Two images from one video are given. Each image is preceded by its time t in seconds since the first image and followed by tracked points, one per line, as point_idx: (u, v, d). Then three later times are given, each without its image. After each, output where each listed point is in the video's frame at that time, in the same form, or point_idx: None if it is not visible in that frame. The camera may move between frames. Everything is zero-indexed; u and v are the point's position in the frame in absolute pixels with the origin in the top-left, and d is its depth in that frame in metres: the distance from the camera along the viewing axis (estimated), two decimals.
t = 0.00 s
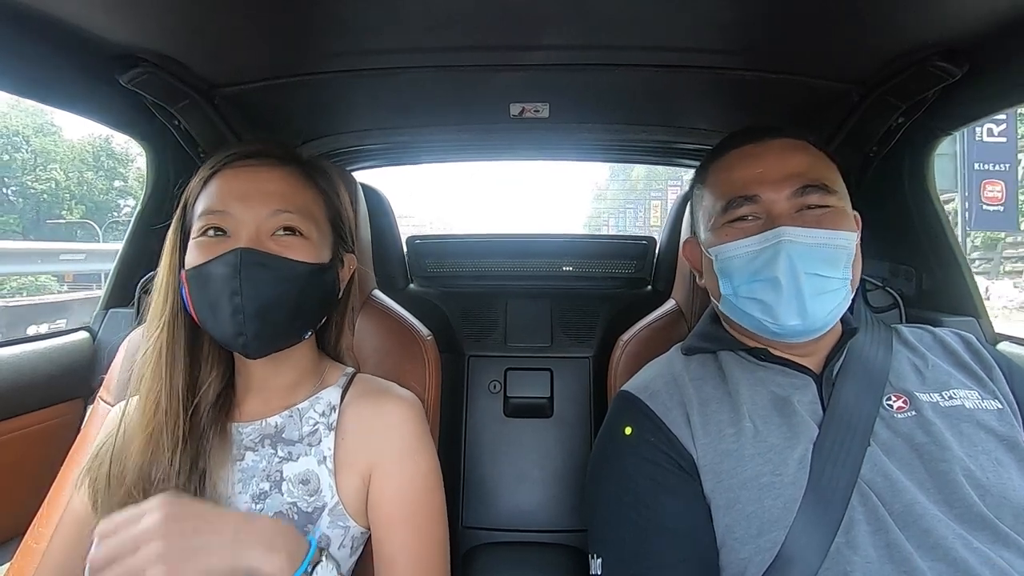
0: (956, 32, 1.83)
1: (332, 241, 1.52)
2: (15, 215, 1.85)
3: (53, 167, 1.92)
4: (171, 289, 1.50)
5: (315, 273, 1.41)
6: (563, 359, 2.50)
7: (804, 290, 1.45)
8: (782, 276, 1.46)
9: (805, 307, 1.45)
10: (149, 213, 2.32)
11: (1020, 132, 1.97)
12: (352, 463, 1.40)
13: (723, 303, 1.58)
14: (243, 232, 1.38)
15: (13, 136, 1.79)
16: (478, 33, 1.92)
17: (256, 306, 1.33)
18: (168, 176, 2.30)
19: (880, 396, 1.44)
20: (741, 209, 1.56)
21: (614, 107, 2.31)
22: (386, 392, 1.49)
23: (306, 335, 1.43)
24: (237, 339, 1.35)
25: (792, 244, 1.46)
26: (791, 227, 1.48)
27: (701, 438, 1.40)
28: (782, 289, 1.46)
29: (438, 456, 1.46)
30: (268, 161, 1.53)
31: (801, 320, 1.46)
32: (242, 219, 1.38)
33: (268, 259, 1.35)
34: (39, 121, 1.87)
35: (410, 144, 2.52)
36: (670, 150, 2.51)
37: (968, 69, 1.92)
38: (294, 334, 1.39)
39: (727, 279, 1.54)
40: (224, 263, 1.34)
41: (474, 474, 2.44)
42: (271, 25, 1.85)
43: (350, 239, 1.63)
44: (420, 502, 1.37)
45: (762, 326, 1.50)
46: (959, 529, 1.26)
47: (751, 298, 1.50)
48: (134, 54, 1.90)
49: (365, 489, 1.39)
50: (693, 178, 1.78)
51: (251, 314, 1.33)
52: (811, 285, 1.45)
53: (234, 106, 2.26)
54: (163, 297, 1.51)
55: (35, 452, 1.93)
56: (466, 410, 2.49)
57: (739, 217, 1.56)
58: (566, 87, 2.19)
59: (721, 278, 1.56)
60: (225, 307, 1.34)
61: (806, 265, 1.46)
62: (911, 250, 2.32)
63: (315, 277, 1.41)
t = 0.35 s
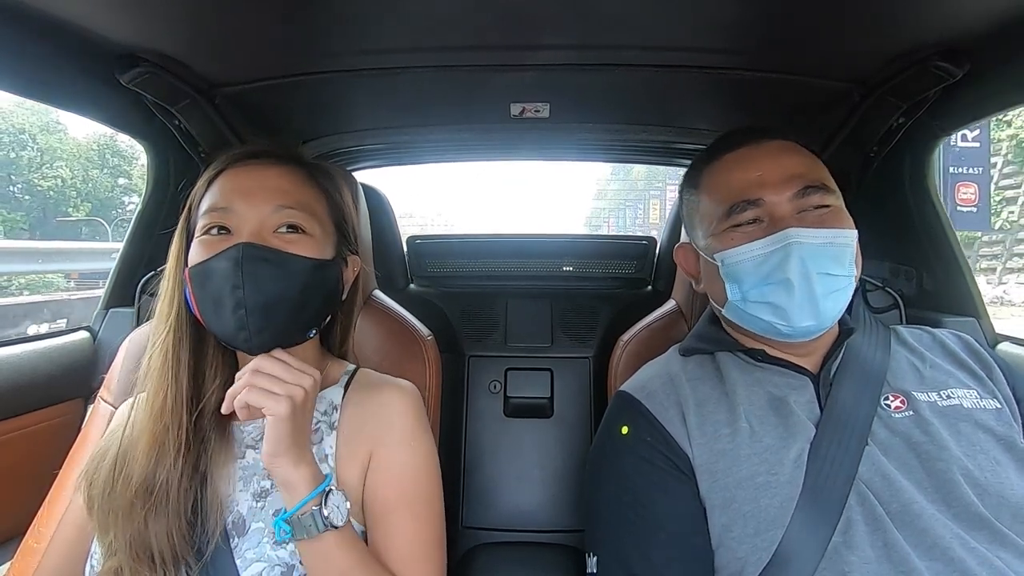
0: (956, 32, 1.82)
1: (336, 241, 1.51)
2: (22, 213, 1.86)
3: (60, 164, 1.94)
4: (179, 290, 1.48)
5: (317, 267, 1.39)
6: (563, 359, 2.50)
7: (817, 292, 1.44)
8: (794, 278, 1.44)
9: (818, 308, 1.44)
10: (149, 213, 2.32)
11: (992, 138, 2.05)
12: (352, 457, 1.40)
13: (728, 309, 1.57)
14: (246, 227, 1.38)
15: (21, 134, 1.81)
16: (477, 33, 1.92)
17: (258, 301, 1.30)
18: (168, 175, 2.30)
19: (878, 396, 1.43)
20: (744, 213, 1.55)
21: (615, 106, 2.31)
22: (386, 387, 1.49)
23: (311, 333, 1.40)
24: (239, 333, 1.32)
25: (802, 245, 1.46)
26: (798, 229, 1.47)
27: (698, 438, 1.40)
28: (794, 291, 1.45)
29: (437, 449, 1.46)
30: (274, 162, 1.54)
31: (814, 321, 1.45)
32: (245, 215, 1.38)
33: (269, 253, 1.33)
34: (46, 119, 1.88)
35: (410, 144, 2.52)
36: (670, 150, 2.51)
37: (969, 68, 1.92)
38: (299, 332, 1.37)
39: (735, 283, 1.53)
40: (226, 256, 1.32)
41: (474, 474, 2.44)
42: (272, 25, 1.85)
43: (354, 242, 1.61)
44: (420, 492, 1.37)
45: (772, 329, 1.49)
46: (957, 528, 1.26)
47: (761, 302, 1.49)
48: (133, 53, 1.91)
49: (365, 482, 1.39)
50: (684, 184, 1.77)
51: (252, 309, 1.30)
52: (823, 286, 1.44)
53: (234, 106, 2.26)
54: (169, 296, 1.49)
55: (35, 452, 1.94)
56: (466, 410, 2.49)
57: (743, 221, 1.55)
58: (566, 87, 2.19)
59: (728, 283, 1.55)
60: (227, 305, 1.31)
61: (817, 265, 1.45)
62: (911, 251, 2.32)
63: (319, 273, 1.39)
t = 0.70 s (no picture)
0: (957, 32, 1.83)
1: (339, 244, 1.51)
2: (27, 211, 1.86)
3: (64, 162, 1.94)
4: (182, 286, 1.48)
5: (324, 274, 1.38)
6: (563, 359, 2.51)
7: (802, 285, 1.44)
8: (779, 271, 1.45)
9: (803, 301, 1.44)
10: (149, 212, 2.32)
11: (973, 140, 2.10)
12: (353, 456, 1.40)
13: (721, 304, 1.57)
14: (253, 233, 1.38)
15: (26, 132, 1.80)
16: (479, 32, 1.92)
17: (266, 300, 1.27)
18: (168, 175, 2.30)
19: (879, 395, 1.43)
20: (732, 208, 1.55)
21: (615, 106, 2.31)
22: (386, 386, 1.50)
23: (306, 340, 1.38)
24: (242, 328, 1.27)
25: (787, 238, 1.46)
26: (785, 223, 1.47)
27: (698, 437, 1.40)
28: (778, 284, 1.45)
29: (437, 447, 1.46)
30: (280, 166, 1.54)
31: (800, 314, 1.45)
32: (252, 220, 1.38)
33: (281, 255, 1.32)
34: (49, 117, 1.88)
35: (410, 144, 2.52)
36: (670, 149, 2.51)
37: (971, 67, 1.92)
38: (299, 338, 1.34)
39: (724, 278, 1.53)
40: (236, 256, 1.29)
41: (475, 474, 2.44)
42: (273, 25, 1.86)
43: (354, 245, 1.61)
44: (421, 491, 1.37)
45: (761, 323, 1.49)
46: (957, 527, 1.26)
47: (749, 296, 1.49)
48: (133, 52, 1.91)
49: (365, 481, 1.39)
50: (681, 183, 1.77)
51: (259, 305, 1.27)
52: (809, 279, 1.44)
53: (234, 105, 2.27)
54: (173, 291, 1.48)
55: (35, 452, 1.94)
56: (467, 409, 2.49)
57: (731, 217, 1.55)
58: (566, 86, 2.19)
59: (718, 278, 1.55)
60: (233, 300, 1.28)
61: (803, 258, 1.45)
62: (911, 250, 2.32)
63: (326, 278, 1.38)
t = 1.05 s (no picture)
0: (956, 32, 1.83)
1: (337, 243, 1.51)
2: (31, 209, 1.87)
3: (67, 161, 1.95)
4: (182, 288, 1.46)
5: (318, 270, 1.40)
6: (563, 359, 2.51)
7: (798, 281, 1.44)
8: (774, 269, 1.45)
9: (800, 298, 1.44)
10: (149, 212, 2.32)
11: (958, 143, 2.14)
12: (352, 456, 1.40)
13: (717, 305, 1.57)
14: (247, 230, 1.38)
15: (29, 131, 1.82)
16: (479, 32, 1.92)
17: (256, 297, 1.31)
18: (168, 175, 2.30)
19: (878, 394, 1.43)
20: (726, 210, 1.55)
21: (615, 106, 2.31)
22: (386, 386, 1.49)
23: (304, 335, 1.40)
24: (235, 326, 1.33)
25: (781, 237, 1.46)
26: (779, 221, 1.48)
27: (697, 437, 1.40)
28: (775, 282, 1.45)
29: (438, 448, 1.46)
30: (275, 162, 1.53)
31: (797, 312, 1.44)
32: (247, 217, 1.39)
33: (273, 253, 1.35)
34: (53, 116, 1.89)
35: (410, 144, 2.52)
36: (670, 149, 2.51)
37: (970, 67, 1.92)
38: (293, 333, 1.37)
39: (721, 278, 1.53)
40: (226, 257, 1.33)
41: (474, 474, 2.44)
42: (273, 25, 1.86)
43: (354, 242, 1.61)
44: (420, 489, 1.37)
45: (759, 322, 1.49)
46: (956, 526, 1.26)
47: (746, 295, 1.49)
48: (134, 52, 1.91)
49: (365, 481, 1.39)
50: (676, 185, 1.77)
51: (248, 303, 1.31)
52: (804, 276, 1.45)
53: (234, 105, 2.27)
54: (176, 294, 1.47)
55: (35, 451, 1.94)
56: (467, 409, 2.49)
57: (725, 218, 1.55)
58: (566, 86, 2.19)
59: (714, 278, 1.55)
60: (224, 298, 1.32)
61: (798, 256, 1.46)
62: (911, 250, 2.32)
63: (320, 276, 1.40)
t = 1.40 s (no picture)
0: (956, 32, 1.83)
1: (332, 241, 1.51)
2: (33, 208, 1.87)
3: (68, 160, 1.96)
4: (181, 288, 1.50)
5: (312, 269, 1.42)
6: (563, 359, 2.50)
7: (811, 279, 1.44)
8: (789, 268, 1.44)
9: (814, 296, 1.44)
10: (149, 212, 2.32)
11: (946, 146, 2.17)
12: (354, 455, 1.40)
13: (726, 305, 1.56)
14: (239, 232, 1.38)
15: (31, 131, 1.82)
16: (479, 33, 1.92)
17: (249, 299, 1.34)
18: (168, 176, 2.30)
19: (877, 394, 1.43)
20: (733, 210, 1.55)
21: (615, 106, 2.31)
22: (387, 384, 1.49)
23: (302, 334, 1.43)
24: (229, 327, 1.36)
25: (793, 236, 1.46)
26: (790, 220, 1.47)
27: (697, 436, 1.40)
28: (789, 281, 1.44)
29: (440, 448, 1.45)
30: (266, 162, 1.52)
31: (811, 309, 1.45)
32: (239, 219, 1.39)
33: (266, 255, 1.36)
34: (54, 115, 1.90)
35: (410, 144, 2.52)
36: (670, 149, 2.51)
37: (970, 67, 1.93)
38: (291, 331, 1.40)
39: (731, 279, 1.53)
40: (220, 257, 1.35)
41: (474, 474, 2.44)
42: (274, 25, 1.86)
43: (350, 241, 1.61)
44: (422, 488, 1.38)
45: (774, 323, 1.48)
46: (955, 526, 1.26)
47: (759, 295, 1.48)
48: (134, 53, 1.91)
49: (366, 480, 1.39)
50: (673, 185, 1.77)
51: (242, 305, 1.34)
52: (818, 273, 1.44)
53: (234, 105, 2.27)
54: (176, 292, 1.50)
55: (36, 452, 1.94)
56: (467, 409, 2.49)
57: (732, 219, 1.55)
58: (566, 86, 2.19)
59: (724, 280, 1.55)
60: (219, 300, 1.35)
61: (810, 254, 1.45)
62: (911, 250, 2.32)
63: (313, 276, 1.42)
